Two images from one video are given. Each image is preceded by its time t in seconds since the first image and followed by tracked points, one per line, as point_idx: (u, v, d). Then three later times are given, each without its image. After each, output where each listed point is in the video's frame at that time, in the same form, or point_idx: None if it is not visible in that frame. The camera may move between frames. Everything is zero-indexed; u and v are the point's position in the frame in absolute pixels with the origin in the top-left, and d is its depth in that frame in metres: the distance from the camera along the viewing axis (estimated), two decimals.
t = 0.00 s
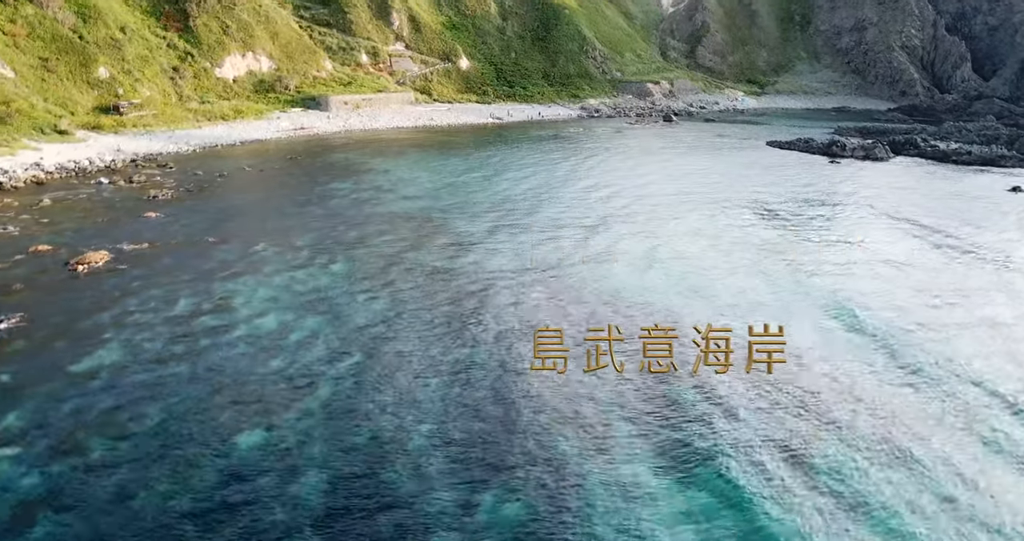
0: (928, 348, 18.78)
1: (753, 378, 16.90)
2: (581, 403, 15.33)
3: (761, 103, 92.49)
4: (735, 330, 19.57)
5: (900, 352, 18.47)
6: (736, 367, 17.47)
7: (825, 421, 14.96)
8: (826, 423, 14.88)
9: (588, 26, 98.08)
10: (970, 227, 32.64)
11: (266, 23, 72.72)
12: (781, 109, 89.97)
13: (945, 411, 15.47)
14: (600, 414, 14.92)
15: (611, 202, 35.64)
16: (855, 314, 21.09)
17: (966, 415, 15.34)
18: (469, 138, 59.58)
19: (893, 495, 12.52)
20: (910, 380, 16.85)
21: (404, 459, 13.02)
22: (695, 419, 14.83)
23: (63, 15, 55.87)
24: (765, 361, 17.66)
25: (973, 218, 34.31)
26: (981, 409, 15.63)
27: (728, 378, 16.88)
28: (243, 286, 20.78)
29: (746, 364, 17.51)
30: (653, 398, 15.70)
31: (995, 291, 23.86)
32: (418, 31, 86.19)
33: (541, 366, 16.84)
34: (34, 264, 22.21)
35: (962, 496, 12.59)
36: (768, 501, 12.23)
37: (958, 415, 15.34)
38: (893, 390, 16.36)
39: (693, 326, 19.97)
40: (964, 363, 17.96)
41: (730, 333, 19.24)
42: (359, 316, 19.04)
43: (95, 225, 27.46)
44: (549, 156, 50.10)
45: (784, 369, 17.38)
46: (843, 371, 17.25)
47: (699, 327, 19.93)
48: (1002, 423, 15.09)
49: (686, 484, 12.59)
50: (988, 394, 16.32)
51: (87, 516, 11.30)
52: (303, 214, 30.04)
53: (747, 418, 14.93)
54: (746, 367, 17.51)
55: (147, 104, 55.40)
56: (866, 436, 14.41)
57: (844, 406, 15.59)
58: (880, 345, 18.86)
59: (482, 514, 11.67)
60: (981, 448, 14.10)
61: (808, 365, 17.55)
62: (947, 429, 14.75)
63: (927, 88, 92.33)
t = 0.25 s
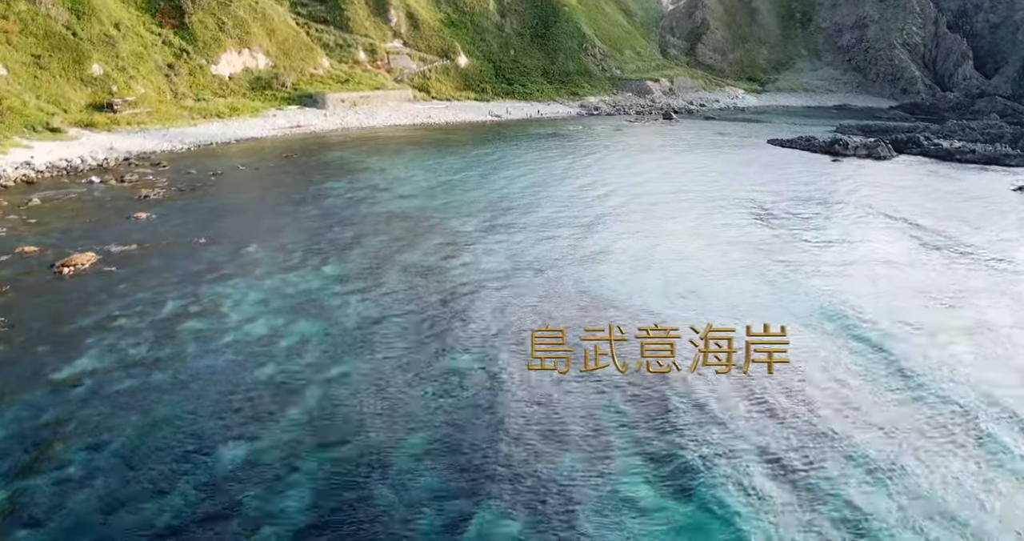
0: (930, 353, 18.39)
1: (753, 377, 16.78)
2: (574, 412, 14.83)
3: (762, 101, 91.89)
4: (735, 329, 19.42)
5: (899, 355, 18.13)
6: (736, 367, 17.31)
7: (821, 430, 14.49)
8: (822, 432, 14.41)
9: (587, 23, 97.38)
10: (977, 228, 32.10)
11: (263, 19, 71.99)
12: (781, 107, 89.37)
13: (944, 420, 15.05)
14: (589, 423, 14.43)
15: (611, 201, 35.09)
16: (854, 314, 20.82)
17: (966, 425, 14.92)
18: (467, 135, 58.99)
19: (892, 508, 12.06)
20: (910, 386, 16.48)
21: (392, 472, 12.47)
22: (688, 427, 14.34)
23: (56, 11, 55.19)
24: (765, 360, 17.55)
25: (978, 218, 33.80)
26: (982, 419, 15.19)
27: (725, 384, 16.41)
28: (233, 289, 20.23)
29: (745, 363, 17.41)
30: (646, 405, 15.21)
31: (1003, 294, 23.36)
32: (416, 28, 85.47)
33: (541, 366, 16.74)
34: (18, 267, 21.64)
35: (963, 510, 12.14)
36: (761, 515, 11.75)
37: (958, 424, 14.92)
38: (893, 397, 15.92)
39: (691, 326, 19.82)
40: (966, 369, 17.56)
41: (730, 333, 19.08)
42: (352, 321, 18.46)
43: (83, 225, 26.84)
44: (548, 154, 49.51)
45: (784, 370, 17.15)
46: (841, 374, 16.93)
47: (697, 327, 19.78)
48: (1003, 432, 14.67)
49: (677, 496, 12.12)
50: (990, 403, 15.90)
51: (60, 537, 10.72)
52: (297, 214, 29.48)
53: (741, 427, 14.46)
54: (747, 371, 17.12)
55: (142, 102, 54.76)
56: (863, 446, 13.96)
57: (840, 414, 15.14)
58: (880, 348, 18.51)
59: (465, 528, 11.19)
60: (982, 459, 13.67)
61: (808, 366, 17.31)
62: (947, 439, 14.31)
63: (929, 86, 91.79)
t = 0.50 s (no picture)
0: (929, 356, 18.14)
1: (753, 377, 16.79)
2: (563, 419, 14.46)
3: (762, 99, 91.36)
4: (736, 329, 19.41)
5: (898, 358, 17.91)
6: (735, 369, 17.28)
7: (812, 438, 14.14)
8: (814, 440, 14.04)
9: (586, 21, 96.81)
10: (982, 229, 31.63)
11: (260, 17, 71.40)
12: (782, 105, 88.84)
13: (938, 427, 14.72)
14: (574, 430, 14.05)
15: (611, 202, 34.60)
16: (854, 316, 20.66)
17: (961, 432, 14.59)
18: (465, 134, 58.46)
19: (886, 520, 11.69)
20: (906, 390, 16.23)
21: (381, 485, 12.07)
22: (676, 433, 13.98)
23: (50, 9, 54.65)
24: (765, 361, 17.56)
25: (983, 219, 33.36)
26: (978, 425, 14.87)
27: (718, 391, 16.06)
28: (224, 293, 19.75)
29: (745, 363, 17.43)
30: (635, 411, 14.85)
31: (1011, 298, 22.90)
32: (415, 25, 84.87)
33: (541, 366, 16.72)
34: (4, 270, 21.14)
35: (958, 521, 11.80)
36: (751, 528, 11.38)
37: (953, 431, 14.60)
38: (886, 401, 15.67)
39: (691, 326, 19.74)
40: (966, 372, 17.30)
41: (729, 333, 19.05)
42: (345, 326, 18.02)
43: (73, 226, 26.40)
44: (547, 153, 49.00)
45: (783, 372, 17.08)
46: (836, 378, 16.71)
47: (696, 327, 19.71)
48: (998, 439, 14.37)
49: (668, 508, 11.77)
50: (986, 407, 15.62)
51: None
52: (291, 215, 28.99)
53: (731, 434, 14.10)
54: (745, 376, 16.88)
55: (137, 100, 54.22)
56: (856, 455, 13.58)
57: (832, 422, 14.78)
58: (877, 351, 18.30)
59: None
60: (975, 467, 13.37)
61: (807, 367, 17.23)
62: (939, 446, 14.00)
63: (930, 85, 91.29)
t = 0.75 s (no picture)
0: (931, 362, 17.77)
1: (754, 377, 16.73)
2: (553, 429, 13.99)
3: (762, 97, 90.75)
4: (735, 329, 19.34)
5: (897, 363, 17.58)
6: (733, 371, 17.07)
7: (808, 452, 13.66)
8: (810, 454, 13.56)
9: (586, 19, 96.08)
10: (989, 230, 31.09)
11: (256, 14, 70.68)
12: (783, 103, 88.19)
13: (937, 440, 14.29)
14: (563, 441, 13.58)
15: (611, 202, 34.01)
16: (855, 318, 20.39)
17: (961, 446, 14.16)
18: (463, 132, 57.83)
19: None
20: (905, 398, 15.87)
21: (368, 504, 11.55)
22: (667, 445, 13.50)
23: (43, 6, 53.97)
24: (765, 360, 17.48)
25: (988, 220, 32.83)
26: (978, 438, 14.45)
27: (713, 399, 15.60)
28: (212, 298, 19.18)
29: (745, 362, 17.36)
30: (626, 421, 14.39)
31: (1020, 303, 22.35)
32: (413, 23, 84.12)
33: (541, 366, 16.63)
34: None
35: None
36: None
37: (952, 444, 14.17)
38: (885, 411, 15.27)
39: (691, 326, 19.63)
40: (966, 378, 16.97)
41: (729, 333, 18.96)
42: (336, 333, 17.44)
43: (61, 228, 25.79)
44: (546, 152, 48.39)
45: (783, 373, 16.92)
46: (834, 384, 16.35)
47: (696, 327, 19.59)
48: (999, 453, 13.93)
49: (664, 527, 11.32)
50: (986, 417, 15.23)
51: None
52: (284, 216, 28.41)
53: (725, 447, 13.63)
54: (742, 382, 16.45)
55: (131, 98, 53.55)
56: (858, 471, 13.11)
57: (829, 434, 14.31)
58: (876, 356, 17.96)
59: None
60: (977, 485, 12.91)
61: (810, 371, 16.90)
62: (939, 462, 13.55)
63: (932, 82, 90.69)
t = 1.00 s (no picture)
0: (933, 369, 17.43)
1: (754, 377, 16.79)
2: (543, 440, 13.60)
3: (763, 96, 90.20)
4: (735, 329, 19.36)
5: (896, 369, 17.29)
6: (730, 375, 16.89)
7: (806, 464, 13.26)
8: (805, 467, 13.15)
9: (586, 17, 95.55)
10: (995, 232, 30.63)
11: (253, 12, 70.14)
12: (784, 102, 87.63)
13: (935, 451, 13.90)
14: (552, 453, 13.18)
15: (610, 203, 33.55)
16: (855, 322, 20.18)
17: (960, 458, 13.75)
18: (461, 131, 57.27)
19: None
20: (903, 406, 15.53)
21: (356, 522, 11.13)
22: (663, 457, 13.13)
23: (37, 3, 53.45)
24: (765, 360, 17.54)
25: (993, 222, 32.38)
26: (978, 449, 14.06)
27: (707, 408, 15.22)
28: (202, 303, 18.72)
29: (745, 362, 17.40)
30: (620, 432, 13.99)
31: None
32: (411, 20, 83.53)
33: (542, 366, 16.63)
34: None
35: None
36: None
37: (951, 456, 13.77)
38: (883, 420, 14.92)
39: (691, 326, 19.62)
40: (967, 385, 16.64)
41: (730, 333, 18.97)
42: (328, 340, 17.00)
43: (51, 230, 25.30)
44: (545, 151, 47.89)
45: (782, 376, 16.83)
46: (832, 391, 16.06)
47: (696, 327, 19.58)
48: (999, 466, 13.54)
49: None
50: (987, 427, 14.86)
51: None
52: (278, 217, 27.93)
53: (718, 460, 13.21)
54: (740, 390, 16.10)
55: (126, 96, 52.98)
56: (858, 485, 12.75)
57: (825, 446, 13.91)
58: (874, 361, 17.65)
59: None
60: (977, 500, 12.50)
61: (810, 379, 16.58)
62: (939, 475, 13.13)
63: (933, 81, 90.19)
